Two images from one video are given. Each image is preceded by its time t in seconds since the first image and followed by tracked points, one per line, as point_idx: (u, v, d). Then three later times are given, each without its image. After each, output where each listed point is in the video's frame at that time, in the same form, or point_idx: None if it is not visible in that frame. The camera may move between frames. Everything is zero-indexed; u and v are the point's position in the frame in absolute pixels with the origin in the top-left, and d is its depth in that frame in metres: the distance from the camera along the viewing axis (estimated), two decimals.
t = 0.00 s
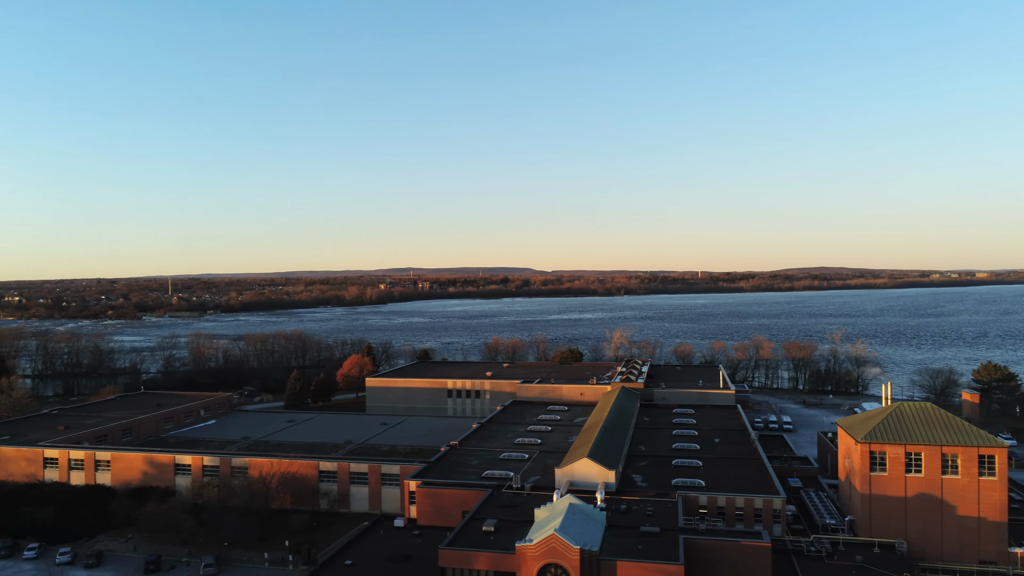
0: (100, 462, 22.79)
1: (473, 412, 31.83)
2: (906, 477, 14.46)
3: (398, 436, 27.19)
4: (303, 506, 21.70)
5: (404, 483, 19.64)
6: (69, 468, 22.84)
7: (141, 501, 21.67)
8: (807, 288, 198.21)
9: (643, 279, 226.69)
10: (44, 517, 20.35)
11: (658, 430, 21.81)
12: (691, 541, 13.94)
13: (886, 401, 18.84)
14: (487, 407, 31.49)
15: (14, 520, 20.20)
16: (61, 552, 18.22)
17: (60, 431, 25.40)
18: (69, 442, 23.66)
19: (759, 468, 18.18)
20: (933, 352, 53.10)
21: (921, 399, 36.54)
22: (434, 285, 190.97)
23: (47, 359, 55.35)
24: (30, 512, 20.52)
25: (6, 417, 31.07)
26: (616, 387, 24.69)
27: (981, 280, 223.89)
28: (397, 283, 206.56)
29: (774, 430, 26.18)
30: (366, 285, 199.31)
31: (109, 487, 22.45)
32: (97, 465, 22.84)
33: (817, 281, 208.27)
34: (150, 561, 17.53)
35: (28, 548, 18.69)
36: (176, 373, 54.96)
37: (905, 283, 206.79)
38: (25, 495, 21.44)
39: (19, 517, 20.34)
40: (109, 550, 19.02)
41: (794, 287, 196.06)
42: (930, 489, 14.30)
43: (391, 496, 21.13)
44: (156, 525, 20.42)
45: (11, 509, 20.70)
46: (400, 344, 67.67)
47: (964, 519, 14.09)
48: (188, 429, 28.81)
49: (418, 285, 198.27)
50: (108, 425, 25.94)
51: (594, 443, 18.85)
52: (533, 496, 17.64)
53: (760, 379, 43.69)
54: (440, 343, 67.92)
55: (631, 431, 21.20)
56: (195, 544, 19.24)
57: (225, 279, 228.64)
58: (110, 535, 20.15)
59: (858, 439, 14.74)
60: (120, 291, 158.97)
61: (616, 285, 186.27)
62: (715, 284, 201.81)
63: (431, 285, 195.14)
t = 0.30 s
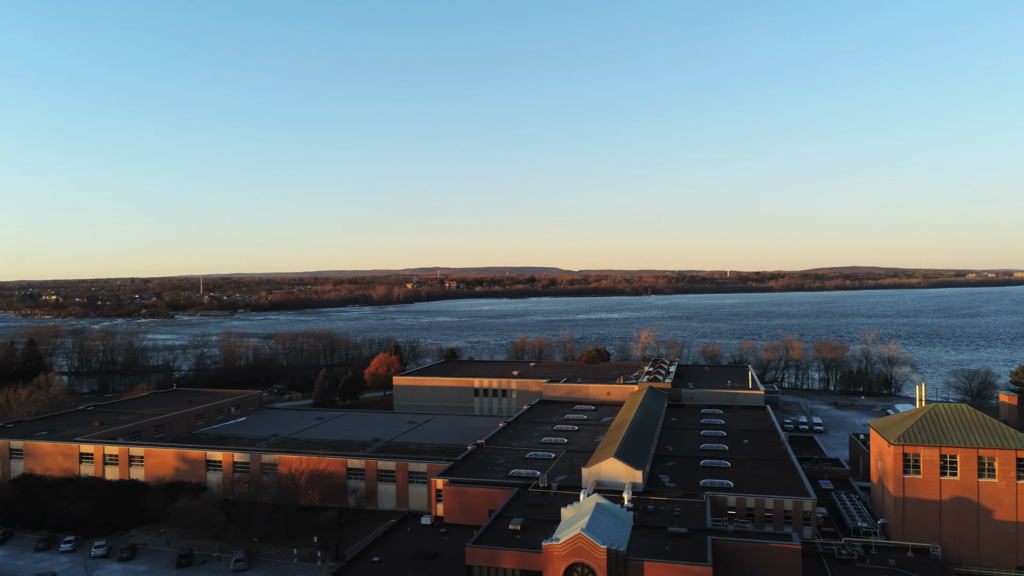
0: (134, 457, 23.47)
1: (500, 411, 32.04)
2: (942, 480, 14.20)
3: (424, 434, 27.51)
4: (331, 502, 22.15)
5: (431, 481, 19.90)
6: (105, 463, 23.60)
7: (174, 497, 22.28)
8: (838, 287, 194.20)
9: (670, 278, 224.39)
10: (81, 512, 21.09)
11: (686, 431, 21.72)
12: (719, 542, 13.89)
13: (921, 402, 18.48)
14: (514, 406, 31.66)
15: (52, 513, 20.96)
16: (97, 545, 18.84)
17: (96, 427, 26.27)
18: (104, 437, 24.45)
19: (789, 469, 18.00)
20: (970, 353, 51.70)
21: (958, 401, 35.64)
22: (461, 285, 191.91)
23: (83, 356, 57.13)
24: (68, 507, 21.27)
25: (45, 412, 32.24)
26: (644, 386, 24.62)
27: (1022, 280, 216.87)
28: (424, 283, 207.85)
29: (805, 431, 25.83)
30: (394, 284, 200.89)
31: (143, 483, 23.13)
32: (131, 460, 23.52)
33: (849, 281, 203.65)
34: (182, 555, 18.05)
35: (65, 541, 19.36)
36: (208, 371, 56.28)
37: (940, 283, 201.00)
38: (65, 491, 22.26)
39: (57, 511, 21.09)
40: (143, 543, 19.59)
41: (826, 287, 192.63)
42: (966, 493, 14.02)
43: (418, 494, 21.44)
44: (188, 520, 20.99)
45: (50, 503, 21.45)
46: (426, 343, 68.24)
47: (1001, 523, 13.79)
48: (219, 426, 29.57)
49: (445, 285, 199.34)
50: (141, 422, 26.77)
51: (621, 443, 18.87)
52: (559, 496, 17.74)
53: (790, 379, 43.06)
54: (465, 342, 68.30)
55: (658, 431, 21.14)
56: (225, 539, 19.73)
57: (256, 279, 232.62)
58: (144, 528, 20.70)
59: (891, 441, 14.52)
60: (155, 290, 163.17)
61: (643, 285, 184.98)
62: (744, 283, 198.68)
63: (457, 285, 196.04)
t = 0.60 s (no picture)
0: (168, 453, 24.17)
1: (528, 410, 32.18)
2: (979, 484, 13.92)
3: (452, 432, 27.81)
4: (360, 499, 22.54)
5: (459, 479, 20.14)
6: (140, 459, 24.34)
7: (207, 491, 22.93)
8: (873, 286, 190.05)
9: (699, 277, 221.54)
10: (118, 507, 21.80)
11: (716, 431, 21.57)
12: (749, 543, 13.81)
13: (957, 404, 18.08)
14: (542, 406, 31.78)
15: (90, 508, 21.69)
16: (133, 539, 19.50)
17: (131, 423, 27.13)
18: (139, 433, 25.24)
19: (821, 471, 17.79)
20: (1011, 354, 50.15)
21: (998, 404, 34.61)
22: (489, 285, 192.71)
23: (120, 354, 58.90)
24: (105, 502, 21.98)
25: (84, 408, 33.38)
26: (673, 386, 24.51)
27: None
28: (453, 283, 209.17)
29: (837, 432, 25.42)
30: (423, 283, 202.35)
31: (177, 478, 23.81)
32: (165, 456, 24.23)
33: (884, 280, 198.30)
34: (214, 550, 18.59)
35: (102, 534, 20.04)
36: (240, 369, 57.52)
37: (981, 282, 195.11)
38: (102, 485, 23.00)
39: (95, 506, 21.82)
40: (177, 538, 20.20)
41: (859, 287, 188.68)
42: (1005, 497, 13.70)
43: (446, 492, 21.72)
44: (221, 515, 21.57)
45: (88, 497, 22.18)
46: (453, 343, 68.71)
47: None
48: (251, 423, 30.29)
49: (473, 284, 200.24)
50: (175, 419, 27.54)
51: (649, 442, 18.86)
52: (587, 495, 17.81)
53: (822, 380, 42.33)
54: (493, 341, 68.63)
55: (687, 431, 21.04)
56: (257, 534, 20.25)
57: (287, 278, 236.43)
58: (178, 524, 21.32)
59: (927, 444, 14.28)
60: (190, 290, 167.26)
61: (671, 284, 183.24)
62: (774, 283, 194.91)
63: (486, 285, 196.88)
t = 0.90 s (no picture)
0: (201, 449, 24.89)
1: (555, 409, 32.28)
2: (1020, 488, 13.59)
3: (479, 431, 28.06)
4: (389, 497, 22.91)
5: (486, 478, 20.35)
6: (173, 454, 25.09)
7: (238, 488, 23.53)
8: (908, 285, 185.48)
9: (728, 276, 218.51)
10: (152, 501, 22.43)
11: (746, 432, 21.40)
12: (780, 546, 13.72)
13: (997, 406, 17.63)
14: (569, 405, 31.85)
15: (125, 502, 22.36)
16: (167, 533, 20.12)
17: (166, 420, 27.96)
18: (172, 430, 26.01)
19: (854, 473, 17.54)
20: None
21: None
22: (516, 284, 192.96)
23: (154, 352, 60.58)
24: (140, 496, 22.64)
25: (119, 404, 34.41)
26: (701, 386, 24.36)
27: None
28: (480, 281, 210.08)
29: (871, 434, 24.99)
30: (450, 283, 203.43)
31: (209, 474, 24.49)
32: (198, 452, 24.95)
33: (921, 280, 192.87)
34: (246, 544, 19.10)
35: (137, 528, 20.70)
36: (271, 367, 58.72)
37: (1023, 282, 188.89)
38: (137, 480, 23.71)
39: (130, 500, 22.48)
40: (209, 532, 20.79)
41: (894, 285, 184.36)
42: None
43: (474, 490, 21.97)
44: (252, 510, 22.13)
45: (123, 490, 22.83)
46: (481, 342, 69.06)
47: None
48: (281, 420, 30.97)
49: (500, 283, 200.75)
50: (208, 416, 28.31)
51: (677, 442, 18.82)
52: (614, 495, 17.86)
53: (854, 381, 41.53)
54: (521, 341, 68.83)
55: (716, 432, 20.92)
56: (287, 530, 20.75)
57: (317, 278, 239.82)
58: (210, 518, 21.90)
59: (964, 446, 14.01)
60: (221, 288, 170.83)
61: (700, 284, 181.25)
62: (805, 283, 190.94)
63: (513, 284, 197.14)
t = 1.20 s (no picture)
0: (231, 446, 25.52)
1: (582, 409, 32.32)
2: None
3: (506, 430, 28.24)
4: (416, 494, 23.24)
5: (513, 477, 20.51)
6: (205, 451, 25.80)
7: (268, 484, 24.09)
8: (945, 284, 180.78)
9: (757, 275, 214.81)
10: (184, 496, 23.01)
11: (775, 433, 21.19)
12: (811, 548, 13.61)
13: None
14: (596, 405, 31.86)
15: (159, 496, 23.00)
16: (198, 528, 20.70)
17: (197, 417, 28.69)
18: (204, 427, 26.70)
19: (887, 475, 17.27)
20: None
21: None
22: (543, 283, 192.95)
23: (187, 350, 62.09)
24: (172, 491, 23.28)
25: (153, 401, 35.41)
26: (730, 387, 24.18)
27: None
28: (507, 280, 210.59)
29: (904, 437, 24.53)
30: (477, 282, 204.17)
31: (240, 470, 25.10)
32: (228, 449, 25.59)
33: (959, 280, 186.75)
34: (275, 540, 19.57)
35: (170, 523, 21.33)
36: (300, 365, 59.73)
37: None
38: (169, 475, 24.34)
39: (163, 495, 23.12)
40: (240, 528, 21.33)
41: (929, 284, 179.89)
42: None
43: (500, 489, 22.15)
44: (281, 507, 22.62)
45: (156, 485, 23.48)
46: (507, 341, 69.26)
47: None
48: (309, 418, 31.57)
49: (527, 283, 201.01)
50: (238, 413, 29.00)
51: (705, 443, 18.74)
52: (642, 495, 17.86)
53: (888, 383, 40.69)
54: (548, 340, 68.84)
55: (745, 433, 20.75)
56: (316, 527, 21.19)
57: (345, 278, 242.66)
58: (241, 514, 22.48)
59: (1001, 450, 13.71)
60: (252, 287, 174.07)
61: (729, 283, 179.05)
62: (837, 283, 186.47)
63: (540, 283, 197.17)
